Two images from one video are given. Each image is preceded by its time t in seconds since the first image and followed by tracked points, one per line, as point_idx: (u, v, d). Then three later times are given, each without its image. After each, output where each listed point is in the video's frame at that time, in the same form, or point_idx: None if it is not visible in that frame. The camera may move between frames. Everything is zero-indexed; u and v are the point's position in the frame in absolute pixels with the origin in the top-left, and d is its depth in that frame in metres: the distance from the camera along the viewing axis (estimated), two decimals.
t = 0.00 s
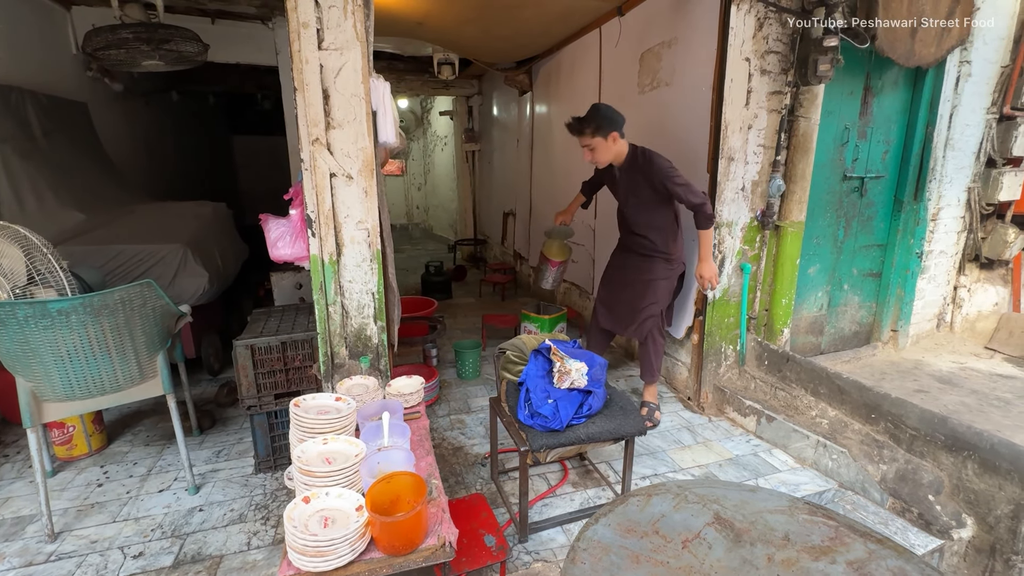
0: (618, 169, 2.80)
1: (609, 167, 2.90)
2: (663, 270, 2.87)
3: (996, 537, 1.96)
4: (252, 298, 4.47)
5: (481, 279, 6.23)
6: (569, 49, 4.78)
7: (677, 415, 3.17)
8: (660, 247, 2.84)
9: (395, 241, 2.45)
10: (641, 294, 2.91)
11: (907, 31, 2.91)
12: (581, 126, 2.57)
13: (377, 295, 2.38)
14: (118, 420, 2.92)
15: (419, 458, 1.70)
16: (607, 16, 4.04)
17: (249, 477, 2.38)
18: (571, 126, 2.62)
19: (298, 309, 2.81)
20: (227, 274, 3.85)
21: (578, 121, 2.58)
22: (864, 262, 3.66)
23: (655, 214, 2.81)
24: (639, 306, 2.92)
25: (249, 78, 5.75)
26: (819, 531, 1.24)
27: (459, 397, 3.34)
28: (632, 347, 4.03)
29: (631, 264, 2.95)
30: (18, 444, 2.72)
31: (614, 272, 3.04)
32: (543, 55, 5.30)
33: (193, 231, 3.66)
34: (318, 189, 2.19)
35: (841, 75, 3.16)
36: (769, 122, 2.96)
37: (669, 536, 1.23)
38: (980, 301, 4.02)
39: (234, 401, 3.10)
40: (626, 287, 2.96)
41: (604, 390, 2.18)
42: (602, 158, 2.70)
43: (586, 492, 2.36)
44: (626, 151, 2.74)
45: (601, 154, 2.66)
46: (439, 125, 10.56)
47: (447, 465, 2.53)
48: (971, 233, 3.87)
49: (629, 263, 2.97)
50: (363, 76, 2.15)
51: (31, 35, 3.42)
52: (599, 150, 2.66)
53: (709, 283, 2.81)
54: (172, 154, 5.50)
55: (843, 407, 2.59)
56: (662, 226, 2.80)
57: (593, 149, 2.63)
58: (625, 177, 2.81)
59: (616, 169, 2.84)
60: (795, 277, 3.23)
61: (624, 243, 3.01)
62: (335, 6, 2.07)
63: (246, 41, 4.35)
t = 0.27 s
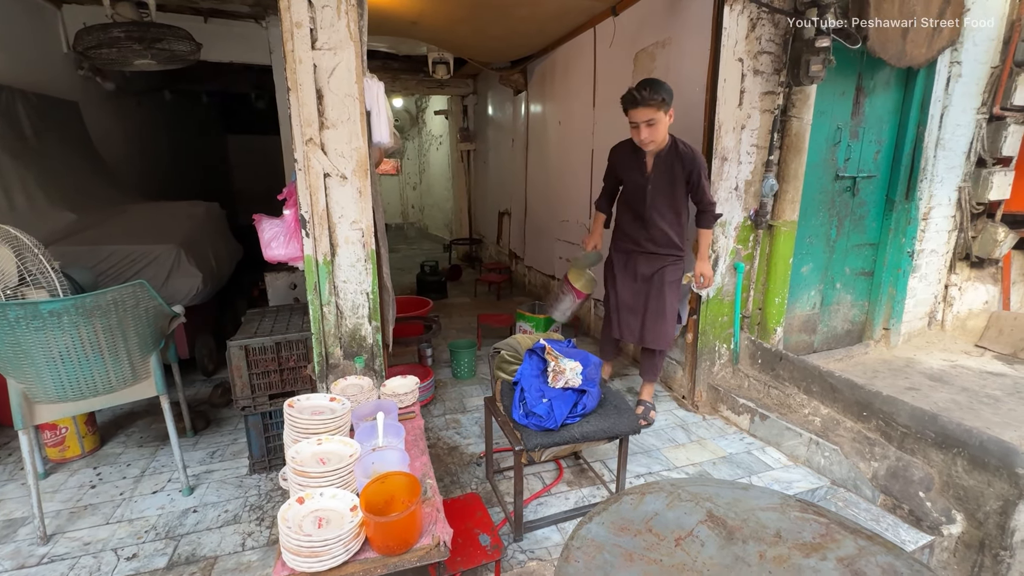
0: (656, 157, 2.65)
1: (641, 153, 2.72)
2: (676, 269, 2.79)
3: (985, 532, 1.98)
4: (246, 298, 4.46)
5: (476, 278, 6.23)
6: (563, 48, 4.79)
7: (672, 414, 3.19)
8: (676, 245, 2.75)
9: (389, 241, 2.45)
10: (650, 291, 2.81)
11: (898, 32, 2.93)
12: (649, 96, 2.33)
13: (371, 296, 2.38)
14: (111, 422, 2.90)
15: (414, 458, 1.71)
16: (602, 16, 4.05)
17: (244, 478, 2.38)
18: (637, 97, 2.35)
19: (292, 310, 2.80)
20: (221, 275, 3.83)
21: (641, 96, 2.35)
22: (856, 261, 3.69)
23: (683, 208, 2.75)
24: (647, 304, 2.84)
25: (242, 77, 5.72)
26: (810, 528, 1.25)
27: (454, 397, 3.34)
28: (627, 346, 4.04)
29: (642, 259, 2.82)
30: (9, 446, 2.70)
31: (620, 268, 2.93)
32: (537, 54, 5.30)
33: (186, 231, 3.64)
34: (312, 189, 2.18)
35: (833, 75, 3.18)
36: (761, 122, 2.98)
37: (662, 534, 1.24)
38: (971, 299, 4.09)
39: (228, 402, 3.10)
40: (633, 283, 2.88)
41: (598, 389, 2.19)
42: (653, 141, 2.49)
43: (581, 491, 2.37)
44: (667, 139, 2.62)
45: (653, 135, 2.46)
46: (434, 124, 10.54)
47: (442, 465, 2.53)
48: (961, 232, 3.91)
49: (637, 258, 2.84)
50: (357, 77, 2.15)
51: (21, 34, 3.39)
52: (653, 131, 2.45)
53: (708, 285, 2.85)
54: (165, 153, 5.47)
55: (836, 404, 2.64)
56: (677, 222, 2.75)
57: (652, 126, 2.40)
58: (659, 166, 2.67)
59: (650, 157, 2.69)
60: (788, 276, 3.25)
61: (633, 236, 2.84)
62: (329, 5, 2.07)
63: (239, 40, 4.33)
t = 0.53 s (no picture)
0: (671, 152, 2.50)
1: (653, 148, 2.52)
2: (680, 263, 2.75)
3: (971, 524, 2.01)
4: (239, 296, 4.44)
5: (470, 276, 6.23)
6: (557, 45, 4.78)
7: (665, 409, 3.21)
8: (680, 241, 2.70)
9: (382, 237, 2.45)
10: (658, 291, 2.69)
11: (888, 30, 2.95)
12: (674, 83, 2.19)
13: (364, 292, 2.38)
14: (103, 420, 2.89)
15: (407, 454, 1.71)
16: (596, 12, 4.05)
17: (237, 476, 2.37)
18: (660, 84, 2.20)
19: (285, 307, 2.79)
20: (213, 272, 3.81)
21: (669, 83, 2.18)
22: (847, 257, 3.72)
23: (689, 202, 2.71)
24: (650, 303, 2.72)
25: (234, 73, 5.68)
26: (799, 519, 1.27)
27: (448, 394, 3.34)
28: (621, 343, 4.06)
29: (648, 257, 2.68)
30: None
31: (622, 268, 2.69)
32: (531, 51, 5.29)
33: (177, 228, 3.62)
34: (304, 185, 2.17)
35: (825, 72, 3.20)
36: (754, 119, 2.99)
37: (653, 527, 1.25)
38: (960, 295, 4.14)
39: (221, 400, 3.09)
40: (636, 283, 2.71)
41: (591, 384, 2.20)
42: (672, 134, 2.35)
43: (574, 486, 2.39)
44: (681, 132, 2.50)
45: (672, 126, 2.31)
46: (428, 121, 10.51)
47: (436, 462, 2.53)
48: (951, 228, 3.95)
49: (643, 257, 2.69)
50: (349, 72, 2.14)
51: (8, 29, 3.34)
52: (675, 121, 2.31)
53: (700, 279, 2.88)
54: (156, 150, 5.42)
55: (826, 399, 2.65)
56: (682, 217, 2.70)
57: (672, 116, 2.27)
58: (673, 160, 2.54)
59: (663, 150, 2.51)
60: (780, 272, 3.27)
61: (640, 234, 2.68)
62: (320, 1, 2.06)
63: (231, 36, 4.30)
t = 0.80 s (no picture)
0: (672, 153, 2.35)
1: (650, 149, 2.34)
2: (678, 270, 2.61)
3: (962, 515, 2.04)
4: (233, 292, 4.42)
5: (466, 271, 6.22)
6: (552, 39, 4.77)
7: (660, 404, 3.22)
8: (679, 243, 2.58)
9: (376, 233, 2.44)
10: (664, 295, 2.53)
11: (883, 24, 2.94)
12: (675, 79, 2.03)
13: (358, 287, 2.37)
14: (96, 417, 2.88)
15: (401, 449, 1.71)
16: (591, 6, 4.03)
17: (231, 472, 2.37)
18: (662, 81, 2.03)
19: (279, 303, 2.78)
20: (207, 268, 3.79)
21: (670, 80, 2.03)
22: (841, 252, 3.73)
23: (684, 206, 2.60)
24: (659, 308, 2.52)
25: (227, 67, 5.63)
26: (790, 511, 1.28)
27: (444, 389, 3.35)
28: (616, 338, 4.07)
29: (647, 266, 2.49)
30: None
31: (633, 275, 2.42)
32: (526, 45, 5.27)
33: (170, 224, 3.59)
34: (297, 180, 2.16)
35: (819, 67, 3.20)
36: (748, 113, 2.99)
37: (646, 519, 1.26)
38: (953, 289, 4.17)
39: (216, 396, 3.08)
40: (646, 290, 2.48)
41: (585, 379, 2.20)
42: (671, 134, 2.20)
43: (569, 480, 2.40)
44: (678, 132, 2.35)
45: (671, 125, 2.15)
46: (424, 117, 10.46)
47: (431, 457, 2.54)
48: (944, 223, 3.97)
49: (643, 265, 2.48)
50: (341, 66, 2.13)
51: None
52: (675, 119, 2.15)
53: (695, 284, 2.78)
54: (148, 145, 5.38)
55: (819, 393, 2.66)
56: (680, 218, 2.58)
57: (671, 114, 2.12)
58: (672, 160, 2.39)
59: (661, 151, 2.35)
60: (774, 267, 3.29)
61: (643, 239, 2.47)
62: None
63: (223, 30, 4.26)
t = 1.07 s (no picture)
0: (679, 170, 1.97)
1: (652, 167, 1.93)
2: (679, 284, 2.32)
3: (952, 506, 2.09)
4: (228, 287, 4.41)
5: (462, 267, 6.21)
6: (548, 33, 4.74)
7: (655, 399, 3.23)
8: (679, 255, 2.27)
9: (371, 228, 2.43)
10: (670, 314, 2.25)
11: (878, 18, 2.94)
12: (689, 93, 1.64)
13: (354, 282, 2.37)
14: (91, 413, 2.87)
15: (397, 444, 1.72)
16: None
17: (227, 467, 2.37)
18: (671, 93, 1.63)
19: (275, 298, 2.78)
20: (202, 263, 3.78)
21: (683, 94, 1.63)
22: (836, 246, 3.75)
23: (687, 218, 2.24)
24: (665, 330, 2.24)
25: (221, 61, 5.59)
26: (783, 504, 1.29)
27: (440, 384, 3.35)
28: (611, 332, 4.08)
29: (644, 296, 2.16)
30: None
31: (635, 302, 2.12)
32: (522, 39, 5.24)
33: (164, 219, 3.57)
34: (291, 174, 2.15)
35: (815, 61, 3.20)
36: (744, 108, 2.99)
37: (640, 513, 1.27)
38: (946, 284, 4.20)
39: (211, 392, 3.07)
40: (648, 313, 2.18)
41: (581, 373, 2.21)
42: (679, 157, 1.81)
43: (565, 474, 2.41)
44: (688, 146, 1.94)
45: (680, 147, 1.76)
46: (419, 111, 10.41)
47: (427, 451, 2.54)
48: (938, 218, 3.98)
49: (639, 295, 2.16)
50: (335, 60, 2.12)
51: None
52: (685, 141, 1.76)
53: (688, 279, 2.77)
54: (141, 140, 5.34)
55: (813, 386, 2.67)
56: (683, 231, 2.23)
57: (682, 135, 1.72)
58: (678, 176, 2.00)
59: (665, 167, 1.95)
60: (769, 262, 3.29)
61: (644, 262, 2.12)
62: None
63: (217, 23, 4.22)
